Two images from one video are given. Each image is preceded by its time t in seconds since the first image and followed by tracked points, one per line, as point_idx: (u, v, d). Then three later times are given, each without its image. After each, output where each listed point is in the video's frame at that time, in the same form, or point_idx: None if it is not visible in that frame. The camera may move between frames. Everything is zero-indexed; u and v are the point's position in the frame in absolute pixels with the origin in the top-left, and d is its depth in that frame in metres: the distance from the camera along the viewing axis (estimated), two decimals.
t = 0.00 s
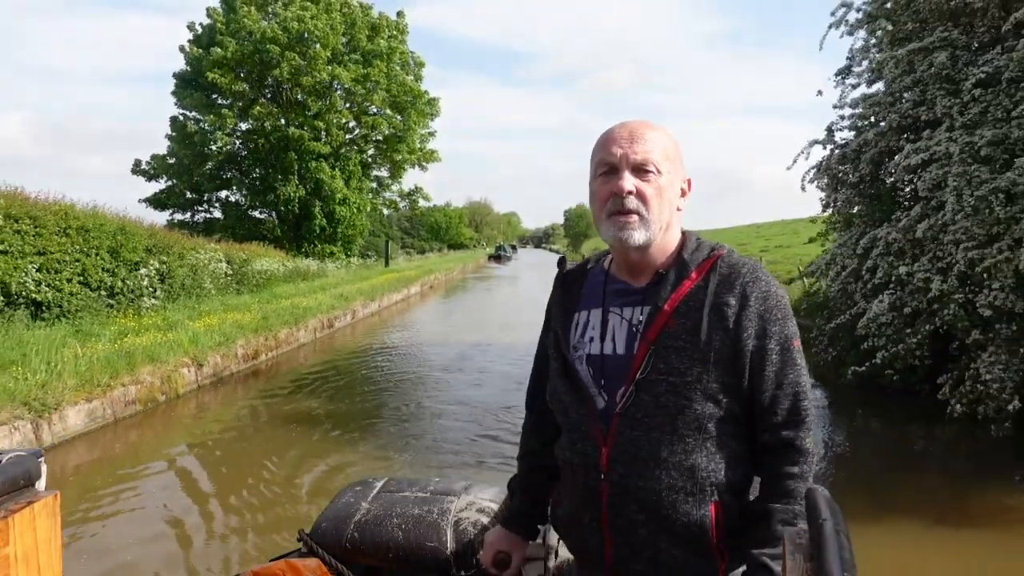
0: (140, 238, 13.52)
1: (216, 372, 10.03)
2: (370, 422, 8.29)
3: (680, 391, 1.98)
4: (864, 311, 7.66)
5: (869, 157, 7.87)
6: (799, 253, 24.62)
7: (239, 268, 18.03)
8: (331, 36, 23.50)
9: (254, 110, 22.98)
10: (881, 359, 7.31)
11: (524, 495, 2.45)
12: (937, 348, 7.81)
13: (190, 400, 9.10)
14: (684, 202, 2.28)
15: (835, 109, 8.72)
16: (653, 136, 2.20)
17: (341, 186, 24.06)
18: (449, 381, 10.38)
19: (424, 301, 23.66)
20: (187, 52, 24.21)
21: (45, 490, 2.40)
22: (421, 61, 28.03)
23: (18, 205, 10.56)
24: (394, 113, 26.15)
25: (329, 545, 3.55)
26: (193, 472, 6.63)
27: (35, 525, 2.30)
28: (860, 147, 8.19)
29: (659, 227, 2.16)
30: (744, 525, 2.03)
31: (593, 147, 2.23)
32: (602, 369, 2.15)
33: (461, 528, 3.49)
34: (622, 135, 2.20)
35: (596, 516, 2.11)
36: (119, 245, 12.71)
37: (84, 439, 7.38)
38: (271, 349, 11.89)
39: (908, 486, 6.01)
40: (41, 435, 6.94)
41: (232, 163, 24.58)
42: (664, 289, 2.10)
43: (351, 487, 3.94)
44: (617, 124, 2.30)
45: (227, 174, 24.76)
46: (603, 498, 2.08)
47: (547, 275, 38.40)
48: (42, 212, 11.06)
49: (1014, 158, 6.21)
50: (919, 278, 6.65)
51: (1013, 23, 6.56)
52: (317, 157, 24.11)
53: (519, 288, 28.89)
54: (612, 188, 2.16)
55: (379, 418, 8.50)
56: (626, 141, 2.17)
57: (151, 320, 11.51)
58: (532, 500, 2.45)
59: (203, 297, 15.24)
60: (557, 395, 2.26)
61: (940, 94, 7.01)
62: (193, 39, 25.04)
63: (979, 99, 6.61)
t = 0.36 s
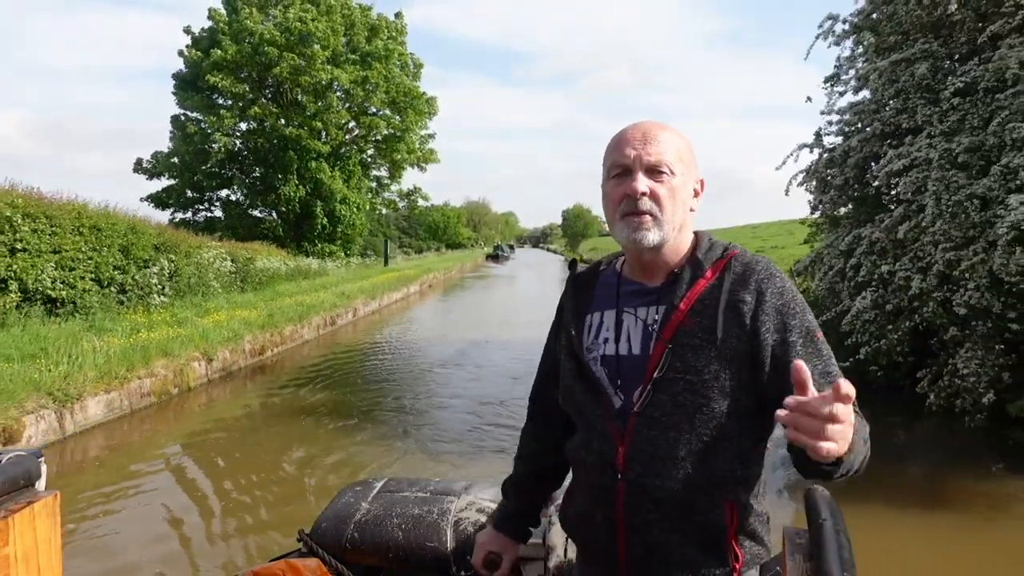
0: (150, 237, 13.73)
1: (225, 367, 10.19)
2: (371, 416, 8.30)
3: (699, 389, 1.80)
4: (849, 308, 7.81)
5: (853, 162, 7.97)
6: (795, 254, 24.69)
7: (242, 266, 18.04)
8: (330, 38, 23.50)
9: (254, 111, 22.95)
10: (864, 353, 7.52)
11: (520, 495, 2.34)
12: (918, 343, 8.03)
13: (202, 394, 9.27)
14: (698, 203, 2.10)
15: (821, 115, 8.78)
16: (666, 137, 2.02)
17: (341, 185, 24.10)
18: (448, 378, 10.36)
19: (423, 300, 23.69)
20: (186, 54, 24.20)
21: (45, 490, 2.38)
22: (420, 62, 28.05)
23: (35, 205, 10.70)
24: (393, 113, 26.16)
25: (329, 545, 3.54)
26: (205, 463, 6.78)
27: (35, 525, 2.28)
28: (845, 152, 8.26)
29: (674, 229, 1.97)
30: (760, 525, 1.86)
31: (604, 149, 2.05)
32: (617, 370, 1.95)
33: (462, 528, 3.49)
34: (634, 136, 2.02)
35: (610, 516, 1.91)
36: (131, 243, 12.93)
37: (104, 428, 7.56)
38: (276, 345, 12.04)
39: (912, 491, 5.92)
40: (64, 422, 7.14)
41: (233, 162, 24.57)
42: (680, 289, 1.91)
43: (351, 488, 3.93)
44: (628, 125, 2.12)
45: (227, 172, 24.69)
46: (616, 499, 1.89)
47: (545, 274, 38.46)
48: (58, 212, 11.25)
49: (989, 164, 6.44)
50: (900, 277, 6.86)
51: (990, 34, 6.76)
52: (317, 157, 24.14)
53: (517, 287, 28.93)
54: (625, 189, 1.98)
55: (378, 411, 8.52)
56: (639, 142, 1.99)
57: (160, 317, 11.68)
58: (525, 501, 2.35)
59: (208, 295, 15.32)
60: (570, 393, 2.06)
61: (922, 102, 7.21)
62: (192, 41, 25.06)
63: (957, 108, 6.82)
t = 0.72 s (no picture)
0: (159, 236, 14.02)
1: (233, 363, 10.45)
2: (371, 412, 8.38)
3: (688, 381, 1.82)
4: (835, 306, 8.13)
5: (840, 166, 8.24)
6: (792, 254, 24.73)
7: (245, 265, 18.08)
8: (330, 39, 23.55)
9: (253, 111, 22.96)
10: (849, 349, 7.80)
11: (503, 493, 2.36)
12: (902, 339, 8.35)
13: (212, 387, 9.54)
14: (693, 208, 2.13)
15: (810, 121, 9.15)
16: (666, 143, 2.04)
17: (341, 185, 24.13)
18: (447, 374, 10.42)
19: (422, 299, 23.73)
20: (187, 56, 24.25)
21: (45, 490, 2.40)
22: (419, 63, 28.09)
23: (51, 206, 11.22)
24: (392, 114, 26.20)
25: (329, 545, 3.47)
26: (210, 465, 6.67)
27: (35, 525, 2.30)
28: (834, 157, 8.52)
29: (670, 232, 2.00)
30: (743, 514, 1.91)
31: (604, 152, 2.07)
32: (609, 363, 1.98)
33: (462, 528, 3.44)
34: (636, 141, 2.04)
35: (599, 507, 1.93)
36: (140, 241, 13.21)
37: (122, 419, 7.86)
38: (281, 342, 12.30)
39: (909, 503, 5.85)
40: (87, 413, 7.46)
41: (234, 162, 24.60)
42: (670, 287, 1.95)
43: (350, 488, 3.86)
44: (629, 129, 2.14)
45: (229, 172, 24.74)
46: (607, 490, 1.91)
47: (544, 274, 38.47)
48: (72, 213, 11.74)
49: (966, 170, 6.59)
50: (882, 276, 7.13)
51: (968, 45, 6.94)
52: (316, 156, 24.16)
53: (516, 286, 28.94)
54: (624, 192, 1.99)
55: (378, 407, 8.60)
56: (640, 147, 2.01)
57: (169, 314, 12.02)
58: (510, 497, 2.36)
59: (214, 293, 15.45)
60: (559, 385, 2.06)
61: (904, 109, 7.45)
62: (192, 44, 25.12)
63: (936, 115, 7.02)
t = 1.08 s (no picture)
0: (167, 236, 14.26)
1: (242, 358, 10.80)
2: (370, 410, 8.44)
3: (666, 376, 1.87)
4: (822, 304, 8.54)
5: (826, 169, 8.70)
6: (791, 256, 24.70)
7: (247, 265, 18.05)
8: (330, 40, 23.58)
9: (254, 111, 22.96)
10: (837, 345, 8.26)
11: (485, 492, 2.37)
12: (885, 336, 8.78)
13: (222, 381, 9.89)
14: (673, 209, 2.17)
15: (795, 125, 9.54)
16: (647, 143, 2.08)
17: (341, 185, 24.19)
18: (447, 373, 10.47)
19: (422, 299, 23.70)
20: (188, 57, 24.30)
21: (45, 490, 2.43)
22: (418, 64, 28.12)
23: (66, 206, 11.53)
24: (392, 115, 26.22)
25: (329, 545, 3.37)
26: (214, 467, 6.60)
27: (35, 525, 2.32)
28: (821, 160, 8.94)
29: (650, 230, 2.02)
30: (725, 508, 1.94)
31: (588, 150, 2.09)
32: (591, 360, 2.00)
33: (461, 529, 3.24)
34: (618, 140, 2.07)
35: (583, 503, 1.97)
36: (149, 241, 13.48)
37: (138, 411, 8.19)
38: (287, 339, 12.61)
39: (900, 498, 5.88)
40: (105, 406, 7.78)
41: (235, 162, 24.68)
42: (650, 284, 1.99)
43: (351, 487, 3.75)
44: (611, 130, 2.17)
45: (229, 172, 24.73)
46: (590, 486, 1.94)
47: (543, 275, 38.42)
48: (85, 213, 12.09)
49: (942, 172, 7.11)
50: (867, 275, 7.59)
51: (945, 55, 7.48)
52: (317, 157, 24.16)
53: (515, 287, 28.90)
54: (606, 190, 2.02)
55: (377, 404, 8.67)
56: (622, 146, 2.04)
57: (177, 312, 12.23)
58: (492, 497, 2.38)
59: (220, 292, 15.60)
60: (541, 383, 2.09)
61: (886, 115, 7.95)
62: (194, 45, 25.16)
63: (916, 121, 7.56)
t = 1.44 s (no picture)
0: (175, 237, 14.46)
1: (249, 355, 11.15)
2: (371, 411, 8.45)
3: (655, 375, 1.87)
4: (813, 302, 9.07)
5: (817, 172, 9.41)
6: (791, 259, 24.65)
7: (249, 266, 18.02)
8: (331, 42, 23.61)
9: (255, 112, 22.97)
10: (826, 341, 8.89)
11: (482, 494, 2.37)
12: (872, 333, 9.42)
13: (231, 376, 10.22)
14: (656, 206, 2.17)
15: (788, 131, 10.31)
16: (626, 141, 2.08)
17: (342, 186, 24.19)
18: (446, 373, 10.50)
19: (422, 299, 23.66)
20: (190, 58, 24.35)
21: (45, 491, 2.43)
22: (418, 66, 28.16)
23: (80, 207, 11.61)
24: (392, 116, 26.25)
25: (329, 545, 3.35)
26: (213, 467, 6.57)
27: (35, 526, 2.33)
28: (812, 163, 9.63)
29: (632, 227, 2.02)
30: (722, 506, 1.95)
31: (569, 150, 2.10)
32: (580, 362, 2.01)
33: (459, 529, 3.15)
34: (598, 139, 2.08)
35: (578, 506, 1.99)
36: (158, 242, 13.70)
37: (154, 404, 8.51)
38: (292, 336, 12.96)
39: (899, 499, 5.94)
40: (123, 399, 8.09)
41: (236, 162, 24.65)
42: (638, 284, 2.00)
43: (351, 487, 3.74)
44: (591, 130, 2.17)
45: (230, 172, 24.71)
46: (585, 488, 1.96)
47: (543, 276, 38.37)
48: (96, 213, 12.17)
49: (921, 175, 7.77)
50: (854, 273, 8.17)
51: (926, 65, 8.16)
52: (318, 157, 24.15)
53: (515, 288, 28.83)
54: (587, 188, 2.02)
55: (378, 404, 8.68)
56: (601, 145, 2.05)
57: (185, 310, 12.40)
58: (476, 499, 2.37)
59: (224, 291, 15.74)
60: (533, 386, 2.10)
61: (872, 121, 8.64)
62: (196, 45, 25.12)
63: (898, 127, 8.26)
